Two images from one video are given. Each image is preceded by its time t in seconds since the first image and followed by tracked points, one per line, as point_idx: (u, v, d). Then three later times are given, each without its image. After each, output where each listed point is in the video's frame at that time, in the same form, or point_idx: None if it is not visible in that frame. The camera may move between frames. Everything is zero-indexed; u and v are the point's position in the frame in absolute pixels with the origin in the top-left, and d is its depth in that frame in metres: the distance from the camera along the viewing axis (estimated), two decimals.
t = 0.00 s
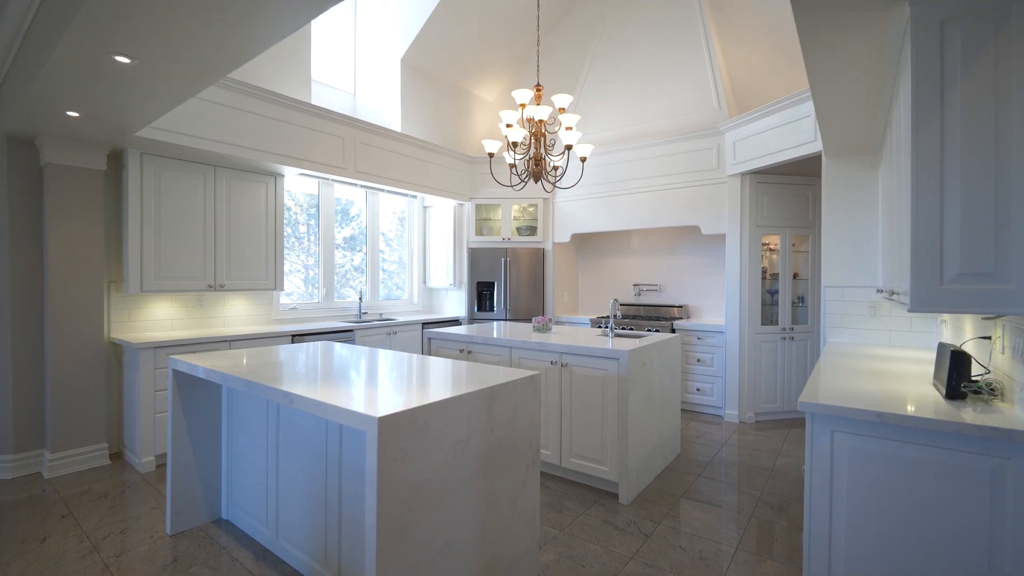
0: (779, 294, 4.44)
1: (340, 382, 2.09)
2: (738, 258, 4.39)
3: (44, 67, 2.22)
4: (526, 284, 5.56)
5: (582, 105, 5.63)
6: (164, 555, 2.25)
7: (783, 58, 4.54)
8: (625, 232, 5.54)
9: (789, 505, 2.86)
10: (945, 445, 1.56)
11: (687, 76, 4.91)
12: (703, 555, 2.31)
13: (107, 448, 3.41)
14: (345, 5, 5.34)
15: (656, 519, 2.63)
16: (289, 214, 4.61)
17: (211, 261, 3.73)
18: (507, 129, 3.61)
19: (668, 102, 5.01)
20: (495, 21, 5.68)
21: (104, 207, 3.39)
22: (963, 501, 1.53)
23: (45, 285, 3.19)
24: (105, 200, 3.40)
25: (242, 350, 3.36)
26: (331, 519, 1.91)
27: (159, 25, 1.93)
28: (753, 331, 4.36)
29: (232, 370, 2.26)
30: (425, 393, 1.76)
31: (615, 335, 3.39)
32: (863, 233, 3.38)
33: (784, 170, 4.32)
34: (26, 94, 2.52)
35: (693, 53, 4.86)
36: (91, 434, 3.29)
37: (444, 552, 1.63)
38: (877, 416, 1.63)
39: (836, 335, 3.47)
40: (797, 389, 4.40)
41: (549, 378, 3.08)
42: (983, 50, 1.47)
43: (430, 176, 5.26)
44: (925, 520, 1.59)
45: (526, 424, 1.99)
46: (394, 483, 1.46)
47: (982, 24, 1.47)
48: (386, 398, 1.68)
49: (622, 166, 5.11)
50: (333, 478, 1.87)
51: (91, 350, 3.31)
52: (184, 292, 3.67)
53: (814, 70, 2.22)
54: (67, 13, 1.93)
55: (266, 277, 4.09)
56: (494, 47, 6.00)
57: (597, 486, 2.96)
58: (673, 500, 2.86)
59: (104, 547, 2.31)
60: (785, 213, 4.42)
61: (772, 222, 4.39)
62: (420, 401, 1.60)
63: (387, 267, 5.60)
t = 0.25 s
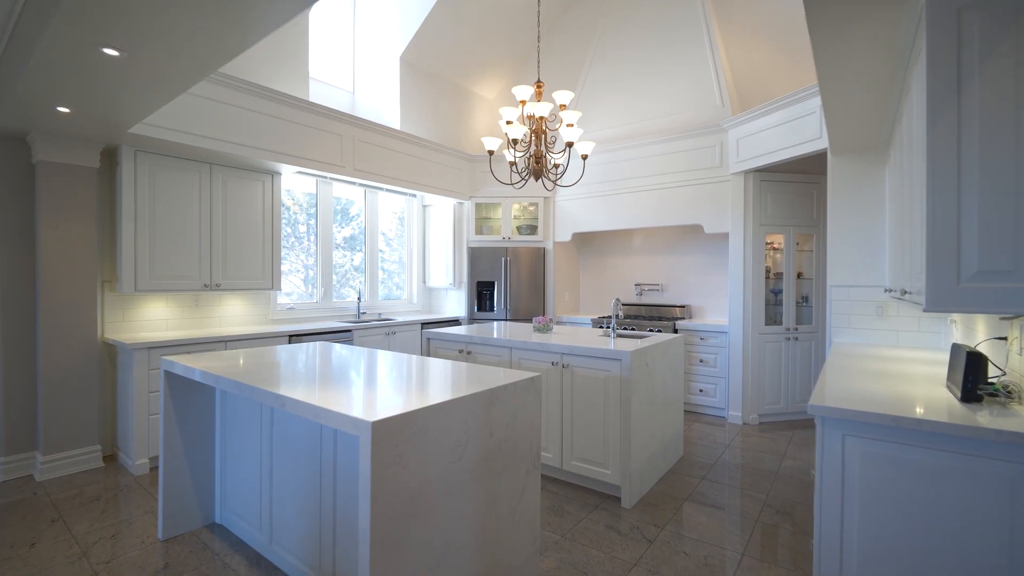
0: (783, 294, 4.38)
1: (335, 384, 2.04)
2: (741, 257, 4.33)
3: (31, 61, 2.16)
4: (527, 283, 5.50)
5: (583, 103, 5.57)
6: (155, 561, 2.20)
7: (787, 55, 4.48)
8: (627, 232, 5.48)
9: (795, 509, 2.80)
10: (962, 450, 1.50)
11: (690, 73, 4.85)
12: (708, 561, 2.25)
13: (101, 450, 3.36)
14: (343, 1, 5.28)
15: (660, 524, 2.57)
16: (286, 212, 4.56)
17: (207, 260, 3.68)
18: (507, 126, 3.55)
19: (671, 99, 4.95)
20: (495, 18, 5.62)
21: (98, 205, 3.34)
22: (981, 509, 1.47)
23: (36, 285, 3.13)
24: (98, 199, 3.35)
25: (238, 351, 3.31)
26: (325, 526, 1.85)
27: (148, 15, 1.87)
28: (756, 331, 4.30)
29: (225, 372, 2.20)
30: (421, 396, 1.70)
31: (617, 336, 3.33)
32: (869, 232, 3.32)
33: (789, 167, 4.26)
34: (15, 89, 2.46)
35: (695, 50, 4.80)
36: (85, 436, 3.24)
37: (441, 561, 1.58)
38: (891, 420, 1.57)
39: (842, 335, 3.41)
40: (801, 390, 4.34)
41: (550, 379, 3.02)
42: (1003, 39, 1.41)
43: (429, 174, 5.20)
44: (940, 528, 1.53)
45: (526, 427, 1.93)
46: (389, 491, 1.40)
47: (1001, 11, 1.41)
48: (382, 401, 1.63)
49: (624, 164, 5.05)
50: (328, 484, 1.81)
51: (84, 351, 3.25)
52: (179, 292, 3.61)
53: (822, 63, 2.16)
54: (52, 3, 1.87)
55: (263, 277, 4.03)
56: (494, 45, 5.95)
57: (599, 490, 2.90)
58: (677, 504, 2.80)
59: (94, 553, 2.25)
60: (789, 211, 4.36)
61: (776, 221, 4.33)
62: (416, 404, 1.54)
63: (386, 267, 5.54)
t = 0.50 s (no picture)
0: (787, 294, 4.31)
1: (330, 386, 1.97)
2: (745, 256, 4.26)
3: (18, 54, 2.11)
4: (527, 283, 5.44)
5: (585, 100, 5.50)
6: (145, 568, 2.14)
7: (792, 51, 4.41)
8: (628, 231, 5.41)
9: (802, 514, 2.74)
10: (983, 457, 1.44)
11: (693, 70, 4.78)
12: (714, 568, 2.19)
13: (94, 452, 3.30)
14: None
15: (664, 529, 2.51)
16: (284, 211, 4.50)
17: (202, 259, 3.62)
18: (507, 123, 3.49)
19: (673, 96, 4.89)
20: (495, 14, 5.56)
21: (91, 203, 3.28)
22: (1003, 519, 1.41)
23: (27, 284, 3.07)
24: (91, 197, 3.29)
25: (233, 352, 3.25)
26: (319, 533, 1.79)
27: (135, 5, 1.81)
28: (761, 331, 4.23)
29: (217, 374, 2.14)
30: (418, 399, 1.64)
31: (619, 336, 3.26)
32: (877, 231, 3.25)
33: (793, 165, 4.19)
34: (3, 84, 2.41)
35: (698, 46, 4.74)
36: (77, 438, 3.18)
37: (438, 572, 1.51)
38: (908, 425, 1.50)
39: (849, 336, 3.34)
40: (805, 392, 4.28)
41: (551, 381, 2.96)
42: None
43: (428, 173, 5.14)
44: (959, 538, 1.47)
45: (527, 431, 1.87)
46: (383, 500, 1.33)
47: None
48: (378, 404, 1.56)
49: (626, 162, 4.99)
50: (322, 490, 1.75)
51: (77, 352, 3.20)
52: (174, 291, 3.55)
53: (832, 56, 2.09)
54: None
55: (259, 276, 3.97)
56: (495, 42, 5.88)
57: (601, 494, 2.83)
58: (681, 509, 2.74)
59: (83, 559, 2.20)
60: (794, 210, 4.29)
61: (780, 220, 4.27)
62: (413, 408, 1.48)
63: (385, 266, 5.48)
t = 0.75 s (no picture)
0: (792, 294, 4.25)
1: (326, 390, 1.91)
2: (749, 257, 4.19)
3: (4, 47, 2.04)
4: (528, 283, 5.37)
5: (586, 98, 5.44)
6: None
7: (797, 48, 4.35)
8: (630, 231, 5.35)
9: (809, 520, 2.67)
10: (1005, 467, 1.38)
11: (696, 67, 4.72)
12: None
13: (86, 456, 3.24)
14: None
15: (668, 537, 2.44)
16: (281, 210, 4.43)
17: (197, 259, 3.55)
18: (508, 120, 3.43)
19: (676, 94, 4.82)
20: (495, 11, 5.50)
21: (83, 201, 3.22)
22: None
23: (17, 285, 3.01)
24: (83, 195, 3.23)
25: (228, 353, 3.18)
26: (313, 544, 1.73)
27: None
28: (765, 333, 4.17)
29: (209, 377, 2.07)
30: (414, 404, 1.57)
31: (622, 338, 3.20)
32: (885, 230, 3.19)
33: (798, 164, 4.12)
34: None
35: (702, 43, 4.67)
36: (68, 442, 3.12)
37: None
38: (927, 433, 1.43)
39: (856, 338, 3.27)
40: (810, 394, 4.21)
41: (553, 384, 2.89)
42: None
43: (428, 171, 5.07)
44: (979, 550, 1.41)
45: (528, 438, 1.80)
46: (377, 512, 1.27)
47: None
48: (373, 410, 1.50)
49: (628, 161, 4.93)
50: (316, 499, 1.69)
51: (68, 353, 3.13)
52: (169, 292, 3.49)
53: (843, 50, 2.03)
54: None
55: (255, 276, 3.90)
56: (495, 40, 5.82)
57: (604, 499, 2.77)
58: (685, 515, 2.67)
59: (71, 568, 2.14)
60: (798, 209, 4.23)
61: (785, 219, 4.20)
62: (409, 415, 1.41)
63: (384, 266, 5.41)
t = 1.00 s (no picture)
0: (796, 295, 4.18)
1: (319, 395, 1.84)
2: (753, 257, 4.13)
3: None
4: (528, 284, 5.31)
5: (587, 97, 5.37)
6: None
7: (801, 45, 4.28)
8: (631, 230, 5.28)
9: (817, 527, 2.61)
10: None
11: (698, 65, 4.66)
12: None
13: (77, 460, 3.17)
14: None
15: (672, 545, 2.38)
16: (277, 209, 4.37)
17: (191, 259, 3.49)
18: (507, 118, 3.36)
19: (678, 92, 4.75)
20: (495, 8, 5.43)
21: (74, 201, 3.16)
22: None
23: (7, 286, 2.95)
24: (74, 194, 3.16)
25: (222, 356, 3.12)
26: (305, 555, 1.67)
27: None
28: (769, 334, 4.10)
29: (199, 381, 2.01)
30: (409, 412, 1.51)
31: (624, 340, 3.13)
32: (892, 230, 3.12)
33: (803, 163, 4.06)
34: None
35: (704, 41, 4.61)
36: (59, 446, 3.06)
37: None
38: (947, 442, 1.36)
39: (863, 340, 3.21)
40: (815, 397, 4.15)
41: (554, 387, 2.83)
42: None
43: (427, 170, 5.00)
44: (999, 563, 1.36)
45: (528, 445, 1.74)
46: (369, 526, 1.20)
47: None
48: (369, 418, 1.44)
49: (629, 160, 4.86)
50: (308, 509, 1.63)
51: (58, 355, 3.07)
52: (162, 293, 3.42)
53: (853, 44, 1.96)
54: None
55: (251, 277, 3.84)
56: (495, 37, 5.76)
57: (606, 505, 2.71)
58: (690, 522, 2.61)
59: None
60: (803, 209, 4.16)
61: (789, 219, 4.14)
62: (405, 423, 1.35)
63: (383, 267, 5.35)
